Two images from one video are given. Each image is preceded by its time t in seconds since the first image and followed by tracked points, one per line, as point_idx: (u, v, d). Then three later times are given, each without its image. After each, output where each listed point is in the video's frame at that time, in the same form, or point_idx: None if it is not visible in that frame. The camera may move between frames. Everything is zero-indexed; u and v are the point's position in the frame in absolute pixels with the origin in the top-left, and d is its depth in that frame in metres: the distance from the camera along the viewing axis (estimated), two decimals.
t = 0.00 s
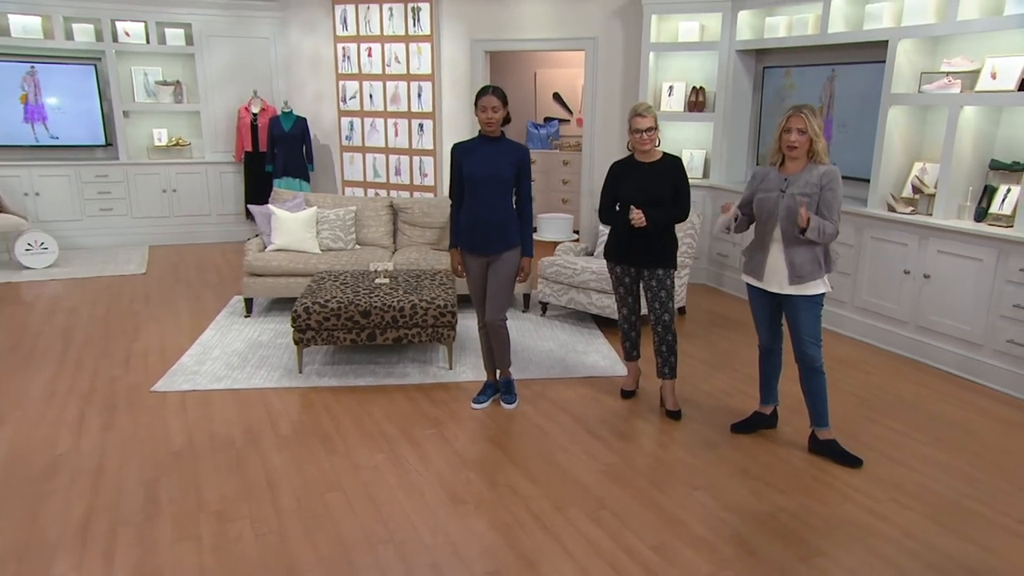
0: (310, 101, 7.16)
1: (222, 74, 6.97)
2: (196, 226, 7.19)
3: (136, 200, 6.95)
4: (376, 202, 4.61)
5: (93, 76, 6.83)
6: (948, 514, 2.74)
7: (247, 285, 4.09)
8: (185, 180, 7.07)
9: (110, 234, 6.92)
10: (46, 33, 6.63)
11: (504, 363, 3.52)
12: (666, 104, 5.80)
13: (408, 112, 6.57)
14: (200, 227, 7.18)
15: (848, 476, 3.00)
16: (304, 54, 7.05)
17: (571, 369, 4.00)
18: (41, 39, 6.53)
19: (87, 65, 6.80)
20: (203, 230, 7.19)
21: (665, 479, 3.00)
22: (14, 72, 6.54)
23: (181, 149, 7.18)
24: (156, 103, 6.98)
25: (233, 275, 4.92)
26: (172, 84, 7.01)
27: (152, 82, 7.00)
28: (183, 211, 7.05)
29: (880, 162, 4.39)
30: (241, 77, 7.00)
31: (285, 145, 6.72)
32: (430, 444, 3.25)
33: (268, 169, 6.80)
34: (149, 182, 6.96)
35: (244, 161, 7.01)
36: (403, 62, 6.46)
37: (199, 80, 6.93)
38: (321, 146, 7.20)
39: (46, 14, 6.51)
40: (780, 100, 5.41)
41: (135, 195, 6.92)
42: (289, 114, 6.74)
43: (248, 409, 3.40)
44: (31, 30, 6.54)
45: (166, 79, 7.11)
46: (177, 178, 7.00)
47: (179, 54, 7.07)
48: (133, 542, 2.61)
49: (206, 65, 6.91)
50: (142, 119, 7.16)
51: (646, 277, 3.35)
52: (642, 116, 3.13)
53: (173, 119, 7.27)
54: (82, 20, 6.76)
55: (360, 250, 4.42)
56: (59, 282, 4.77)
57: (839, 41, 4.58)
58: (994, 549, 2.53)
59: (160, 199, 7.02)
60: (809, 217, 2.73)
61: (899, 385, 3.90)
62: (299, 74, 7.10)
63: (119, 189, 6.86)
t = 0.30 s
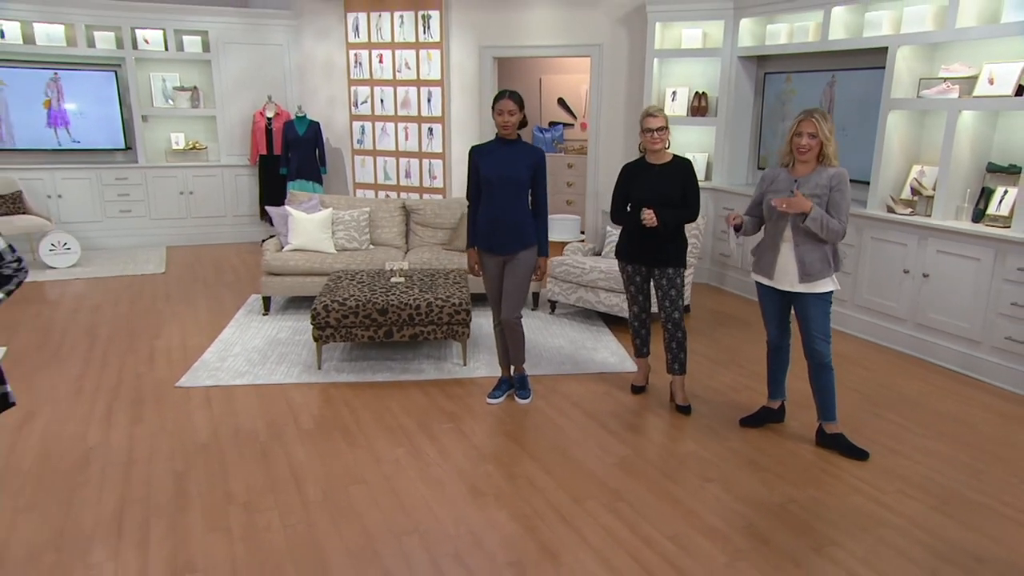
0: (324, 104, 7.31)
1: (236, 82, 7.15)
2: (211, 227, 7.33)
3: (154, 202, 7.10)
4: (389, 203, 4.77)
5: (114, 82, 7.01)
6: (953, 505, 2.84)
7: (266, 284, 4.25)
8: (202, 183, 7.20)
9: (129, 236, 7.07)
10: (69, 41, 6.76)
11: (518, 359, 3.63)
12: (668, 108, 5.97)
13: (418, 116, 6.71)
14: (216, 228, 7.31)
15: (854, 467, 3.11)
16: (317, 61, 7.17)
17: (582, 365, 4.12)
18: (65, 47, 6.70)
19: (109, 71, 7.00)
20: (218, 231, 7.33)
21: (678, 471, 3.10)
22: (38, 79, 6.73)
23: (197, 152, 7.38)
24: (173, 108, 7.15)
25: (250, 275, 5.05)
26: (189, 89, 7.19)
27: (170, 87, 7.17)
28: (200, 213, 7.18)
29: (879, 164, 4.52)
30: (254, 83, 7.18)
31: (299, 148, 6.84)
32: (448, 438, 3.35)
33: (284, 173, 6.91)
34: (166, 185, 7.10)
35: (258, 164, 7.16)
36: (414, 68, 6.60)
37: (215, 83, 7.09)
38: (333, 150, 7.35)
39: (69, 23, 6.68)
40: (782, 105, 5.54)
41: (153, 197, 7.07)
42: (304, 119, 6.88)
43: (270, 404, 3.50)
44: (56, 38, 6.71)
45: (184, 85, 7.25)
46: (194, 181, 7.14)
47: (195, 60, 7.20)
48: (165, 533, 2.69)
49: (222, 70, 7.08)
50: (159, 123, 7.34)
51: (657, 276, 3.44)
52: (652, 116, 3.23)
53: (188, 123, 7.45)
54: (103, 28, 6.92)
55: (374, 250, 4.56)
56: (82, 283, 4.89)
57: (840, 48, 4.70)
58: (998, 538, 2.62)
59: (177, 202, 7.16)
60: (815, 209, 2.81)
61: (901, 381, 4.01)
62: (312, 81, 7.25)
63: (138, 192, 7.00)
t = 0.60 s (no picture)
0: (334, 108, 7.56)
1: (250, 85, 7.24)
2: (226, 226, 7.47)
3: (170, 203, 7.25)
4: (400, 204, 4.92)
5: (132, 88, 7.12)
6: (956, 494, 2.94)
7: (282, 282, 4.39)
8: (216, 185, 7.34)
9: (146, 237, 7.21)
10: (88, 48, 6.90)
11: (531, 355, 3.74)
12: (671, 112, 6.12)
13: (426, 120, 7.04)
14: (230, 228, 7.45)
15: (859, 458, 3.22)
16: (327, 65, 7.40)
17: (591, 360, 4.24)
18: (85, 53, 6.82)
19: (127, 77, 7.10)
20: (234, 229, 7.48)
21: (690, 463, 3.21)
22: (58, 84, 6.84)
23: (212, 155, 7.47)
24: (189, 112, 7.25)
25: (266, 275, 5.19)
26: (204, 94, 7.31)
27: (185, 92, 7.29)
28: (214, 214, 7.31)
29: (877, 166, 4.67)
30: (268, 86, 7.29)
31: (310, 150, 7.03)
32: (466, 431, 3.45)
33: (296, 174, 7.09)
34: (181, 187, 7.24)
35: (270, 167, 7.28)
36: (423, 73, 6.93)
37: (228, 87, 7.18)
38: (342, 152, 7.62)
39: (88, 30, 6.79)
40: (781, 109, 5.68)
41: (169, 199, 7.22)
42: (315, 122, 7.04)
43: (291, 400, 3.60)
44: (76, 45, 6.84)
45: (199, 90, 7.39)
46: (209, 183, 7.29)
47: (210, 66, 7.35)
48: (195, 525, 2.78)
49: (236, 75, 7.17)
50: (174, 127, 7.43)
51: (667, 273, 3.57)
52: (663, 121, 3.34)
53: (203, 127, 7.55)
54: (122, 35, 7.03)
55: (387, 249, 4.71)
56: (102, 282, 5.02)
57: (840, 54, 4.84)
58: (1000, 526, 2.73)
59: (192, 203, 7.30)
60: (818, 210, 2.95)
61: (900, 375, 4.14)
62: (323, 86, 7.47)
63: (155, 193, 7.16)
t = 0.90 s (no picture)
0: (345, 112, 7.77)
1: (264, 91, 7.50)
2: (241, 227, 7.74)
3: (186, 205, 7.50)
4: (412, 206, 5.10)
5: (150, 95, 7.32)
6: (959, 484, 3.05)
7: (299, 281, 4.52)
8: (230, 188, 7.62)
9: (164, 238, 7.49)
10: (109, 55, 7.11)
11: (544, 351, 3.85)
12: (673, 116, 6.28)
13: (435, 124, 7.37)
14: (246, 229, 7.72)
15: (864, 450, 3.34)
16: (338, 73, 7.65)
17: (600, 356, 4.37)
18: (106, 60, 7.03)
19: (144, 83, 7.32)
20: (251, 230, 7.75)
21: (701, 454, 3.33)
22: (80, 90, 7.05)
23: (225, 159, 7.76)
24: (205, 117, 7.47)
25: (283, 277, 5.34)
26: (219, 100, 7.52)
27: (201, 98, 7.50)
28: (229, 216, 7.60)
29: (875, 168, 4.83)
30: (281, 92, 7.57)
31: (322, 154, 7.23)
32: (483, 425, 3.57)
33: (307, 177, 7.27)
34: (196, 189, 7.50)
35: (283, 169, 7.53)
36: (431, 79, 7.24)
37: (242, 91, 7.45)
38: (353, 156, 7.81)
39: (109, 38, 7.00)
40: (780, 113, 5.83)
41: (185, 200, 7.48)
42: (327, 126, 7.25)
43: (312, 396, 3.71)
44: (96, 52, 7.05)
45: (214, 95, 7.60)
46: (223, 186, 7.56)
47: (224, 72, 7.56)
48: (225, 518, 2.87)
49: (249, 81, 7.44)
50: (189, 131, 7.68)
51: (676, 272, 3.68)
52: (673, 122, 3.48)
53: (218, 130, 7.80)
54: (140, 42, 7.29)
55: (399, 249, 4.87)
56: (124, 283, 5.20)
57: (838, 59, 5.00)
58: (1002, 514, 2.83)
59: (207, 205, 7.57)
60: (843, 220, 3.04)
61: (901, 371, 4.28)
62: (334, 91, 7.71)
63: (172, 196, 7.41)
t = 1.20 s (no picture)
0: (357, 118, 8.07)
1: (277, 98, 7.73)
2: (256, 229, 7.94)
3: (203, 207, 7.70)
4: (424, 209, 5.26)
5: (169, 100, 7.51)
6: (964, 476, 3.16)
7: (315, 281, 4.70)
8: (246, 191, 7.80)
9: (182, 239, 7.69)
10: (129, 62, 7.32)
11: (558, 348, 3.97)
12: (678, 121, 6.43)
13: (444, 129, 7.60)
14: (261, 231, 7.91)
15: (871, 444, 3.46)
16: (351, 79, 7.93)
17: (610, 353, 4.50)
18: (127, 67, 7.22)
19: (164, 89, 7.50)
20: (266, 231, 7.94)
21: (714, 448, 3.44)
22: (102, 97, 7.25)
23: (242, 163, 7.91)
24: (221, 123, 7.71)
25: (300, 279, 5.49)
26: (235, 105, 7.75)
27: (217, 104, 7.71)
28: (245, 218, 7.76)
29: (874, 172, 4.97)
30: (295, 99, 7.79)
31: (335, 158, 7.44)
32: (502, 421, 3.68)
33: (321, 180, 7.51)
34: (213, 192, 7.69)
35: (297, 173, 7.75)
36: (441, 86, 7.47)
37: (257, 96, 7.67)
38: (364, 160, 8.13)
39: (130, 46, 7.21)
40: (783, 119, 5.97)
41: (202, 203, 7.68)
42: (340, 130, 7.46)
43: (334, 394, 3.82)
44: (118, 59, 7.25)
45: (230, 101, 7.82)
46: (240, 189, 7.73)
47: (239, 79, 7.78)
48: (257, 513, 2.97)
49: (264, 87, 7.66)
50: (207, 136, 7.86)
51: (686, 271, 3.79)
52: (683, 129, 3.60)
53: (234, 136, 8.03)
54: (159, 50, 7.40)
55: (412, 250, 5.04)
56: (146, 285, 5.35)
57: (840, 67, 5.15)
58: (1006, 504, 2.95)
59: (223, 207, 7.75)
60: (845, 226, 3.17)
61: (903, 368, 4.41)
62: (346, 97, 7.98)
63: (189, 199, 7.61)
